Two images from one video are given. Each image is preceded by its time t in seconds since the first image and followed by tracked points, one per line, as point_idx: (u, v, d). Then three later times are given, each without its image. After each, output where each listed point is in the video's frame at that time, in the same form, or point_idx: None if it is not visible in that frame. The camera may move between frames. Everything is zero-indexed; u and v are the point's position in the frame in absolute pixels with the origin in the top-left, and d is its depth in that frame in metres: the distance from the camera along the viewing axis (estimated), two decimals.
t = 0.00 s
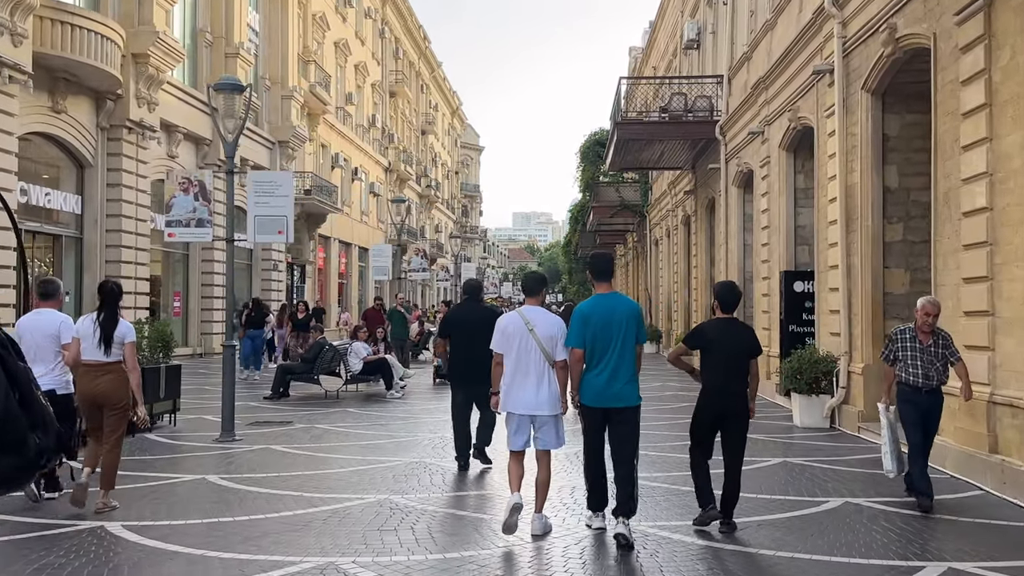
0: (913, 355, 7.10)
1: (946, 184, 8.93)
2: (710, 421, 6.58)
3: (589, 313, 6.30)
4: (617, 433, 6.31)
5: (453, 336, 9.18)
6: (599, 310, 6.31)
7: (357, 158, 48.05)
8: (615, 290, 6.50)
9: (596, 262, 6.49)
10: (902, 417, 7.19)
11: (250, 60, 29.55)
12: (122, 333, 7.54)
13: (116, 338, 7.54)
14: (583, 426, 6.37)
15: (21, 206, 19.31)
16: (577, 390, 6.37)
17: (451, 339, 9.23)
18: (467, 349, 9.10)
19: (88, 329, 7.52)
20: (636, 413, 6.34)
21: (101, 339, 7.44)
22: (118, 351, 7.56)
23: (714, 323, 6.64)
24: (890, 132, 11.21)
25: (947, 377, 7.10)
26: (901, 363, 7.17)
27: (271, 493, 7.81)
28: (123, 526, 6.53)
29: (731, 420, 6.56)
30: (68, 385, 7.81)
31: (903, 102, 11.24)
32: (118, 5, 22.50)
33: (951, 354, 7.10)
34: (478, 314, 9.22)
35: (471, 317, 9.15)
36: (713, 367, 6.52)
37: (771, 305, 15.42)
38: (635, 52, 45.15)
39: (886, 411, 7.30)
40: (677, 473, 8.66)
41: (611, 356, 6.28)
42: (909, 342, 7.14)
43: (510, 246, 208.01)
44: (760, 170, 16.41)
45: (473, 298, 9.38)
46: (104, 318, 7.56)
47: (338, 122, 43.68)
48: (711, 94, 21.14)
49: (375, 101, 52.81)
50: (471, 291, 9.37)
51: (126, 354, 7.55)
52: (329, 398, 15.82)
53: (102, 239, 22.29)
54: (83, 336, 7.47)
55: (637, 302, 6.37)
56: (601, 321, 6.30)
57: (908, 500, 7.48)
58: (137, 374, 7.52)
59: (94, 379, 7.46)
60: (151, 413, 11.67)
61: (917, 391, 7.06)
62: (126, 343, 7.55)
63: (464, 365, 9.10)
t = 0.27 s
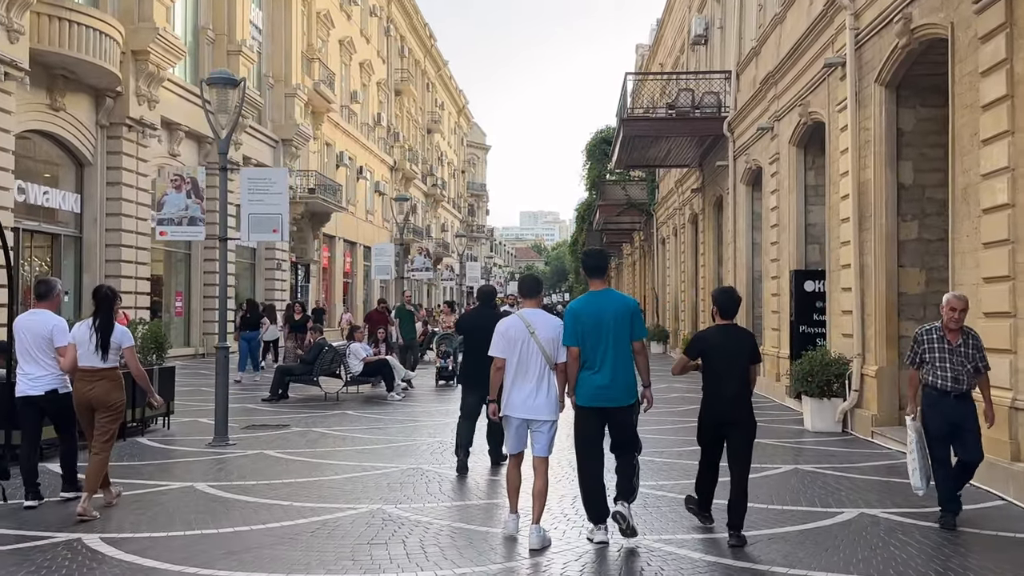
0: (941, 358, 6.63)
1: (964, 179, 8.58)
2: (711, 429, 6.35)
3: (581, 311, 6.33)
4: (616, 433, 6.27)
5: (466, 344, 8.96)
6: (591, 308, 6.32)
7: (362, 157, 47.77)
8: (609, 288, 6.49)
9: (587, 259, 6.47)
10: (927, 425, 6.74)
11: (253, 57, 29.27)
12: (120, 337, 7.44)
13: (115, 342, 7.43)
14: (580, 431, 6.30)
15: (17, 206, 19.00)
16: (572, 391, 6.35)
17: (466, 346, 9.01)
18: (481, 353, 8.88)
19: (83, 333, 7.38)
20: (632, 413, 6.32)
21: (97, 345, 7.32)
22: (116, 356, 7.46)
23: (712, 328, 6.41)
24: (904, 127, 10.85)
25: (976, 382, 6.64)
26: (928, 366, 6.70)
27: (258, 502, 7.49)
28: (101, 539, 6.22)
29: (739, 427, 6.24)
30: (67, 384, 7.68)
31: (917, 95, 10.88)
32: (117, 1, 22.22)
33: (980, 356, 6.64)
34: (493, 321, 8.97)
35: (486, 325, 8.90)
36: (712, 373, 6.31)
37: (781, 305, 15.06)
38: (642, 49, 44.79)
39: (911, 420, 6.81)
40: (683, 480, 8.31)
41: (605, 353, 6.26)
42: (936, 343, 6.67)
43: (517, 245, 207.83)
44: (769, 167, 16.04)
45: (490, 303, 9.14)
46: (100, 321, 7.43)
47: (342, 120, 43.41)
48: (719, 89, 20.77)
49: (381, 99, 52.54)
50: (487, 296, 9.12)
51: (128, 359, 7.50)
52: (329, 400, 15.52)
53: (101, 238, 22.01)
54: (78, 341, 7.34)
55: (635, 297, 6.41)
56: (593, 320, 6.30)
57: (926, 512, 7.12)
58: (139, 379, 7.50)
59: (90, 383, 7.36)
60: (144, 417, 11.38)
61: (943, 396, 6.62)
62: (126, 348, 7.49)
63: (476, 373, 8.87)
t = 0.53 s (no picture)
0: (982, 365, 6.11)
1: (989, 171, 8.23)
2: (715, 425, 6.33)
3: (586, 311, 6.26)
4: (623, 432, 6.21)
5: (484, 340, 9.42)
6: (593, 308, 6.25)
7: (370, 155, 47.52)
8: (615, 288, 6.41)
9: (594, 259, 6.42)
10: (963, 435, 6.23)
11: (259, 54, 29.04)
12: (123, 332, 7.61)
13: (118, 337, 7.58)
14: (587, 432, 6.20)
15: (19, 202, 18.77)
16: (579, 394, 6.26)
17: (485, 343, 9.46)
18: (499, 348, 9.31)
19: (86, 330, 7.51)
20: (638, 414, 6.26)
21: (99, 341, 7.47)
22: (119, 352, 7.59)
23: (711, 325, 6.44)
24: (923, 119, 10.49)
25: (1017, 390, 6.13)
26: (966, 374, 6.19)
27: (253, 507, 7.20)
28: (83, 548, 5.93)
29: (742, 423, 6.30)
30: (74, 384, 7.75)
31: (937, 86, 10.53)
32: None
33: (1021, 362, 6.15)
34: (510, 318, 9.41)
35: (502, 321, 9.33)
36: (712, 369, 6.32)
37: (794, 303, 14.70)
38: (652, 45, 44.42)
39: (945, 427, 6.20)
40: (695, 485, 8.00)
41: (611, 354, 6.18)
42: (976, 347, 6.15)
43: (526, 244, 207.48)
44: (782, 162, 15.70)
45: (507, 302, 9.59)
46: (102, 317, 7.58)
47: (350, 118, 43.18)
48: (730, 84, 20.42)
49: (389, 97, 52.29)
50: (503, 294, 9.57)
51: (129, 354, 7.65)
52: (333, 400, 15.26)
53: (105, 236, 21.77)
54: (81, 338, 7.47)
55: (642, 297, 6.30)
56: (597, 321, 6.23)
57: (951, 519, 6.78)
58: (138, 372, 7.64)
59: (92, 380, 7.48)
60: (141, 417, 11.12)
61: (981, 407, 6.12)
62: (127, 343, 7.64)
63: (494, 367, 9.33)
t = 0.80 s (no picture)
0: None
1: (1015, 165, 7.86)
2: (723, 425, 6.22)
3: (599, 309, 6.07)
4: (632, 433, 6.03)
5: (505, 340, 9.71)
6: (608, 305, 6.07)
7: (379, 153, 47.27)
8: (628, 287, 6.23)
9: (610, 258, 6.19)
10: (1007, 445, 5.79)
11: (266, 51, 28.81)
12: (126, 335, 7.31)
13: (120, 340, 7.28)
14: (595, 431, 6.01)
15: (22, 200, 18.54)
16: (588, 393, 6.05)
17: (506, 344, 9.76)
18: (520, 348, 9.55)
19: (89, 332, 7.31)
20: (649, 415, 6.05)
21: (99, 343, 7.23)
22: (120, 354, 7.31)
23: (718, 324, 6.39)
24: (944, 111, 10.12)
25: None
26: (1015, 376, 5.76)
27: (245, 516, 6.89)
28: (62, 560, 5.64)
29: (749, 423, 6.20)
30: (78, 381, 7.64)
31: (958, 77, 10.15)
32: None
33: None
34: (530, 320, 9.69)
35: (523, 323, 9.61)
36: (720, 365, 6.26)
37: (808, 302, 14.34)
38: (663, 42, 44.01)
39: (985, 433, 5.81)
40: (706, 492, 7.67)
41: (624, 354, 5.98)
42: None
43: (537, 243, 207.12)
44: (796, 158, 15.33)
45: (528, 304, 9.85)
46: (105, 319, 7.28)
47: (358, 116, 42.94)
48: (743, 79, 20.04)
49: (398, 95, 52.04)
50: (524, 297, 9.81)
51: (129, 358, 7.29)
52: (337, 401, 14.99)
53: (109, 234, 21.54)
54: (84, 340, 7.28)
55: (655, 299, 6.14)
56: (610, 320, 6.03)
57: (978, 531, 6.42)
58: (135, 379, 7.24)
59: (97, 380, 7.28)
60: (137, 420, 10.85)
61: None
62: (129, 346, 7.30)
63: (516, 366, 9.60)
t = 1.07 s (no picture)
0: None
1: None
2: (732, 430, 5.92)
3: (610, 304, 5.88)
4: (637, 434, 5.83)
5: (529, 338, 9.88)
6: (619, 300, 5.87)
7: (386, 150, 46.99)
8: (640, 282, 6.03)
9: (621, 251, 5.99)
10: None
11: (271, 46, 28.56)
12: (128, 331, 7.24)
13: (123, 337, 7.23)
14: (601, 428, 5.91)
15: (21, 196, 18.31)
16: (594, 390, 5.91)
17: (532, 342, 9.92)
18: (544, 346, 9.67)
19: (94, 328, 7.29)
20: (659, 415, 5.86)
21: (104, 339, 7.20)
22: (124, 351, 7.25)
23: (730, 326, 6.07)
24: (964, 102, 9.74)
25: None
26: None
27: (233, 524, 6.57)
28: (34, 573, 5.35)
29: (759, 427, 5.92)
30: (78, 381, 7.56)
31: (979, 67, 9.77)
32: None
33: None
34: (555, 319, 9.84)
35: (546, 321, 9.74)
36: (732, 368, 5.93)
37: (822, 300, 13.98)
38: (672, 37, 43.56)
39: None
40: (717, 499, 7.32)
41: (633, 351, 5.81)
42: None
43: (546, 241, 206.68)
44: (808, 152, 14.95)
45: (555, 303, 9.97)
46: (109, 316, 7.26)
47: (365, 113, 42.67)
48: (754, 73, 19.66)
49: (406, 92, 51.76)
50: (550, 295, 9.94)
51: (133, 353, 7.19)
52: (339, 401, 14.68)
53: (110, 232, 21.28)
54: (88, 335, 7.25)
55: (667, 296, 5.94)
56: (620, 315, 5.85)
57: (1006, 543, 6.04)
58: (140, 374, 7.12)
59: (102, 379, 7.24)
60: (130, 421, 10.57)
61: None
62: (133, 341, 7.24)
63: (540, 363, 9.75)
